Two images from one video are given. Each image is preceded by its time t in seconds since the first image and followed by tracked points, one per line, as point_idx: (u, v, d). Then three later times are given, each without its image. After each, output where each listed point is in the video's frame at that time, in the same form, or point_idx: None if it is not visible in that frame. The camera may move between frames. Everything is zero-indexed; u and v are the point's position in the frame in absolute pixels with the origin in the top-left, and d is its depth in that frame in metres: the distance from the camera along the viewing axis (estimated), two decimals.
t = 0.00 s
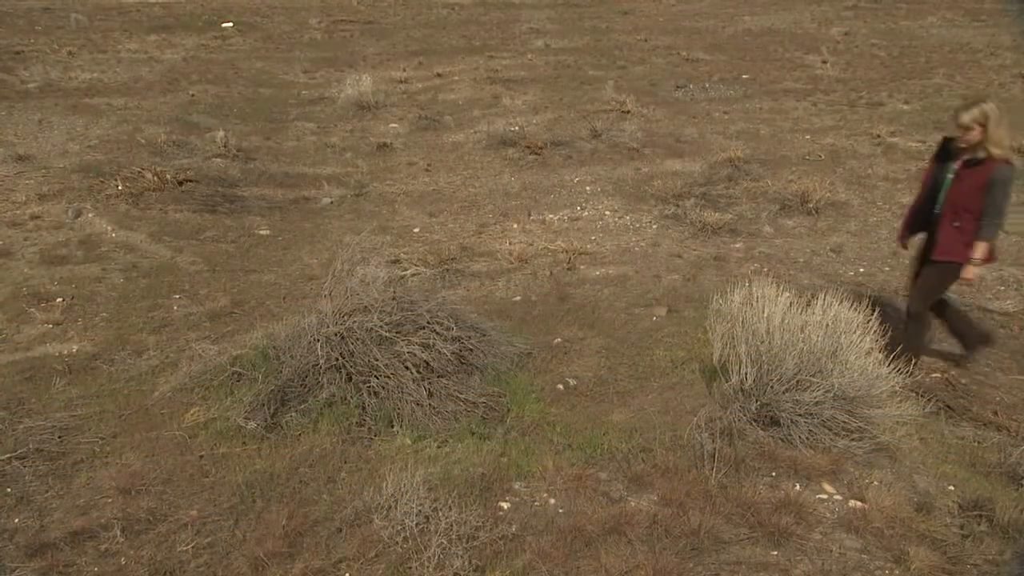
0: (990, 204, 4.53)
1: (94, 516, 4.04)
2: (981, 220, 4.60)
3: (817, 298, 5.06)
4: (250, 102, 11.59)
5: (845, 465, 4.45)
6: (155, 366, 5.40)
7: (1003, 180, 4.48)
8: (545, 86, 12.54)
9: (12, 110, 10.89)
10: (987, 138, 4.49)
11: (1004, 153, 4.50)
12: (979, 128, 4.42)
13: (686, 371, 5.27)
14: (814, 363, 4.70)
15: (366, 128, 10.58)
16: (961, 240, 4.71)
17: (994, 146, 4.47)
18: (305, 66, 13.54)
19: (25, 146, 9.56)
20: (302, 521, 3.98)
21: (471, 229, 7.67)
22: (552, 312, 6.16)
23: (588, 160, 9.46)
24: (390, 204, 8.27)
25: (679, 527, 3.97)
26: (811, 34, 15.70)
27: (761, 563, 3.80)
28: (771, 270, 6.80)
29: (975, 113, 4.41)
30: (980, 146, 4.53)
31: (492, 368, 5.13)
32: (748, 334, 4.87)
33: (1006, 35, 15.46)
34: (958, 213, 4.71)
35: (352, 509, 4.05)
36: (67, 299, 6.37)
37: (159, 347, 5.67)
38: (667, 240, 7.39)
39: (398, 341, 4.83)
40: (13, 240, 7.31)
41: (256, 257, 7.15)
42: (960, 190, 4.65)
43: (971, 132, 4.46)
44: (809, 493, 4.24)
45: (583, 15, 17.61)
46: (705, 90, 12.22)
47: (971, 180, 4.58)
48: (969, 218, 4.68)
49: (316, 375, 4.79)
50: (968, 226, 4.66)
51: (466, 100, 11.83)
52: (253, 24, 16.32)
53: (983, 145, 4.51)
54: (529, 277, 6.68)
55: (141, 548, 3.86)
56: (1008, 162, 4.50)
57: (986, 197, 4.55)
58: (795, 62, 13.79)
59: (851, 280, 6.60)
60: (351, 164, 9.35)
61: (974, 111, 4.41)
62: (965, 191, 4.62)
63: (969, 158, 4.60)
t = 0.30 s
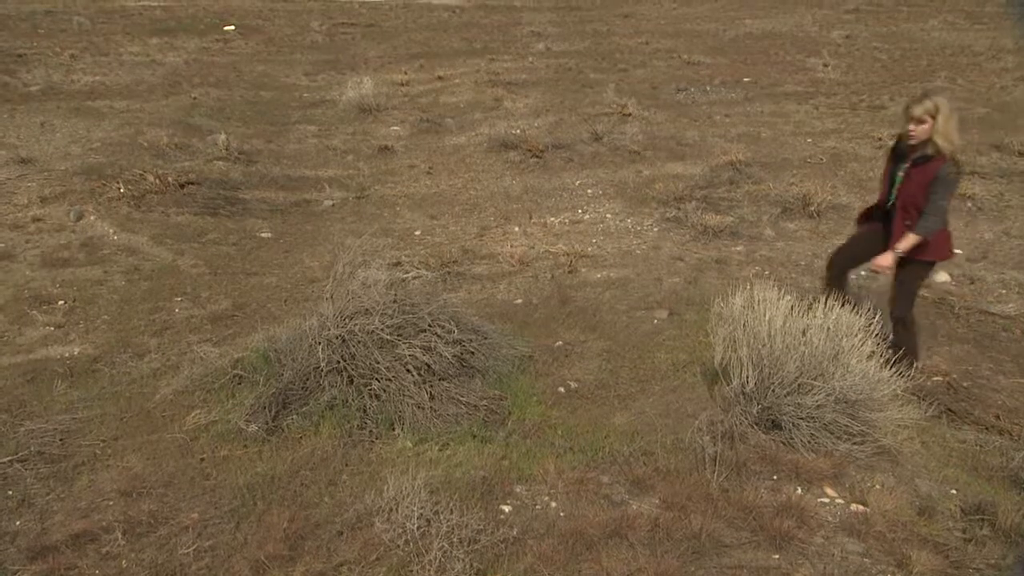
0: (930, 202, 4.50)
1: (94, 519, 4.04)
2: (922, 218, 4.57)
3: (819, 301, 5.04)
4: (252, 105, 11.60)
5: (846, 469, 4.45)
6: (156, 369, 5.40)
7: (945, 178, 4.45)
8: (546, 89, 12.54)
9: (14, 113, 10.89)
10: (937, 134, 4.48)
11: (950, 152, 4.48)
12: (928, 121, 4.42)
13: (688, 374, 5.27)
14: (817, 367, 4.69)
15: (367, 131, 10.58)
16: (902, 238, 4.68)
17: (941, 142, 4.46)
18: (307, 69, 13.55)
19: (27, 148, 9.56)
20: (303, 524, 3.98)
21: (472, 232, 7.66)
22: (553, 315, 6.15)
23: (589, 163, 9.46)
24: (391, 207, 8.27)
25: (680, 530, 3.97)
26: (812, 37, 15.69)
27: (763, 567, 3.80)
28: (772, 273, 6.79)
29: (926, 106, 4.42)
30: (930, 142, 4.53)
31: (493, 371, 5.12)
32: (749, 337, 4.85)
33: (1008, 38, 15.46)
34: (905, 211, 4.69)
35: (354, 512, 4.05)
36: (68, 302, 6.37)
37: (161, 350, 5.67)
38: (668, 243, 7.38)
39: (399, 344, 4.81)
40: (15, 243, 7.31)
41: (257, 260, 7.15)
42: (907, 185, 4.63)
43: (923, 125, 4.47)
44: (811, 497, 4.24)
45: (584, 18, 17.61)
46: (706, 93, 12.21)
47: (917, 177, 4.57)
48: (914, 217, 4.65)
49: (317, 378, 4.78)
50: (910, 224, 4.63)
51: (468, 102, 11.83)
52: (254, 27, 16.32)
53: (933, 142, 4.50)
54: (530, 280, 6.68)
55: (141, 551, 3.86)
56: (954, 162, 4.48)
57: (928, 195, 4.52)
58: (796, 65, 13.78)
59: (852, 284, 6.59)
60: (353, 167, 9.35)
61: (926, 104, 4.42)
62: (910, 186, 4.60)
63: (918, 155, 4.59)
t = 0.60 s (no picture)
0: (880, 188, 4.68)
1: (99, 519, 4.05)
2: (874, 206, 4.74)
3: (823, 303, 5.03)
4: (256, 107, 11.62)
5: (850, 472, 4.46)
6: (160, 370, 5.40)
7: (892, 163, 4.64)
8: (550, 91, 12.55)
9: (20, 115, 10.92)
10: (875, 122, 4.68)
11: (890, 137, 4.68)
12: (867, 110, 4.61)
13: (691, 377, 5.26)
14: (821, 369, 4.67)
15: (371, 133, 10.59)
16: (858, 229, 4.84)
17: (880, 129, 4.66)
18: (311, 71, 13.56)
19: (32, 150, 9.58)
20: (309, 525, 3.99)
21: (476, 234, 7.67)
22: (556, 317, 6.15)
23: (592, 165, 9.46)
24: (395, 209, 8.27)
25: (684, 532, 3.97)
26: (816, 39, 15.70)
27: (767, 570, 3.81)
28: (775, 276, 6.78)
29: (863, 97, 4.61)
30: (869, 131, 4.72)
31: (496, 373, 5.12)
32: (753, 340, 4.83)
33: (1012, 40, 15.46)
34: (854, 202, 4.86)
35: (358, 513, 4.06)
36: (73, 303, 6.39)
37: (164, 352, 5.67)
38: (672, 246, 7.38)
39: (403, 345, 4.80)
40: (20, 245, 7.33)
41: (261, 262, 7.15)
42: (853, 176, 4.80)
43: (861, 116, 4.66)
44: (814, 500, 4.24)
45: (588, 20, 17.63)
46: (710, 95, 12.21)
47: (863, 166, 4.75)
48: (864, 208, 4.83)
49: (320, 379, 4.77)
50: (863, 215, 4.81)
51: (472, 104, 11.84)
52: (259, 30, 16.34)
53: (871, 130, 4.70)
54: (534, 282, 6.68)
55: (146, 552, 3.87)
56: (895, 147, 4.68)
57: (876, 182, 4.71)
58: (800, 67, 13.78)
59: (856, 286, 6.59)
60: (356, 169, 9.36)
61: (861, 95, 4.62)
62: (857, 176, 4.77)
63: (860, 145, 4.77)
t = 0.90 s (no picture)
0: (860, 155, 4.73)
1: (104, 519, 4.06)
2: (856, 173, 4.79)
3: (830, 305, 5.01)
4: (263, 108, 11.63)
5: (856, 474, 4.46)
6: (166, 370, 5.40)
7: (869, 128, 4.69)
8: (556, 92, 12.55)
9: (27, 115, 10.94)
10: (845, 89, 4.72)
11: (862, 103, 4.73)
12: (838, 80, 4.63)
13: (698, 378, 5.26)
14: (828, 371, 4.65)
15: (377, 134, 10.59)
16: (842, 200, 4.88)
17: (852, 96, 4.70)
18: (317, 72, 13.57)
19: (40, 151, 9.60)
20: (314, 526, 4.00)
21: (481, 235, 7.67)
22: (562, 318, 6.15)
23: (598, 167, 9.46)
24: (401, 209, 8.28)
25: (689, 533, 3.97)
26: (823, 40, 15.67)
27: (773, 573, 3.81)
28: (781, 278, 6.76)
29: (831, 68, 4.62)
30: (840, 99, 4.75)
31: (501, 375, 5.11)
32: (760, 341, 4.82)
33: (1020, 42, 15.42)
34: (832, 172, 4.89)
35: (364, 513, 4.06)
36: (80, 303, 6.40)
37: (171, 351, 5.68)
38: (678, 247, 7.38)
39: (408, 346, 4.79)
40: (28, 245, 7.34)
41: (268, 262, 7.16)
42: (830, 147, 4.84)
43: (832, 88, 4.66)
44: (821, 503, 4.24)
45: (594, 21, 17.61)
46: (716, 96, 12.20)
47: (838, 136, 4.78)
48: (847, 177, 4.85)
49: (326, 380, 4.77)
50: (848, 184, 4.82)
51: (477, 106, 11.84)
52: (265, 31, 16.37)
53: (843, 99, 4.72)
54: (540, 283, 6.67)
55: (153, 552, 3.87)
56: (867, 111, 4.73)
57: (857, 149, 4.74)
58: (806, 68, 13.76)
59: (862, 288, 6.57)
60: (362, 170, 9.37)
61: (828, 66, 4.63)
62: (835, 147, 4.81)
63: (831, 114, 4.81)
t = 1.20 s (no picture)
0: (832, 157, 4.71)
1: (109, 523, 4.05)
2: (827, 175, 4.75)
3: (836, 309, 5.03)
4: (271, 109, 11.64)
5: (865, 478, 4.45)
6: (174, 371, 5.41)
7: (843, 132, 4.67)
8: (564, 94, 12.54)
9: (37, 116, 10.97)
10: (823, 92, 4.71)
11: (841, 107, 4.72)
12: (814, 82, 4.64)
13: (705, 380, 5.24)
14: (836, 373, 4.63)
15: (384, 135, 10.59)
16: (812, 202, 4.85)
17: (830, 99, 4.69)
18: (324, 74, 13.58)
19: (49, 151, 9.62)
20: (320, 528, 4.00)
21: (488, 236, 7.66)
22: (569, 320, 6.14)
23: (605, 168, 9.45)
24: (408, 211, 8.27)
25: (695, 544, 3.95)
26: (831, 42, 15.64)
27: None
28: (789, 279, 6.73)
29: (808, 69, 4.62)
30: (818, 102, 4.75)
31: (508, 376, 5.13)
32: (767, 345, 4.81)
33: None
34: (806, 174, 4.87)
35: (372, 512, 4.06)
36: (89, 303, 6.41)
37: (179, 352, 5.69)
38: (685, 249, 7.37)
39: (415, 347, 4.86)
40: (37, 245, 7.36)
41: (275, 263, 7.16)
42: (806, 148, 4.82)
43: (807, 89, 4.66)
44: (828, 506, 4.24)
45: (602, 23, 17.60)
46: (724, 98, 12.18)
47: (814, 137, 4.77)
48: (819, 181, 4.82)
49: (333, 380, 4.77)
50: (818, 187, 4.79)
51: (485, 107, 11.85)
52: (273, 32, 16.38)
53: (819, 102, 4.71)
54: (546, 285, 6.66)
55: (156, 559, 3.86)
56: (843, 116, 4.70)
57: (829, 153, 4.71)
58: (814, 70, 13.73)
59: (870, 290, 6.55)
60: (369, 171, 9.37)
61: (806, 67, 4.64)
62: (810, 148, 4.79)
63: (808, 116, 4.80)
